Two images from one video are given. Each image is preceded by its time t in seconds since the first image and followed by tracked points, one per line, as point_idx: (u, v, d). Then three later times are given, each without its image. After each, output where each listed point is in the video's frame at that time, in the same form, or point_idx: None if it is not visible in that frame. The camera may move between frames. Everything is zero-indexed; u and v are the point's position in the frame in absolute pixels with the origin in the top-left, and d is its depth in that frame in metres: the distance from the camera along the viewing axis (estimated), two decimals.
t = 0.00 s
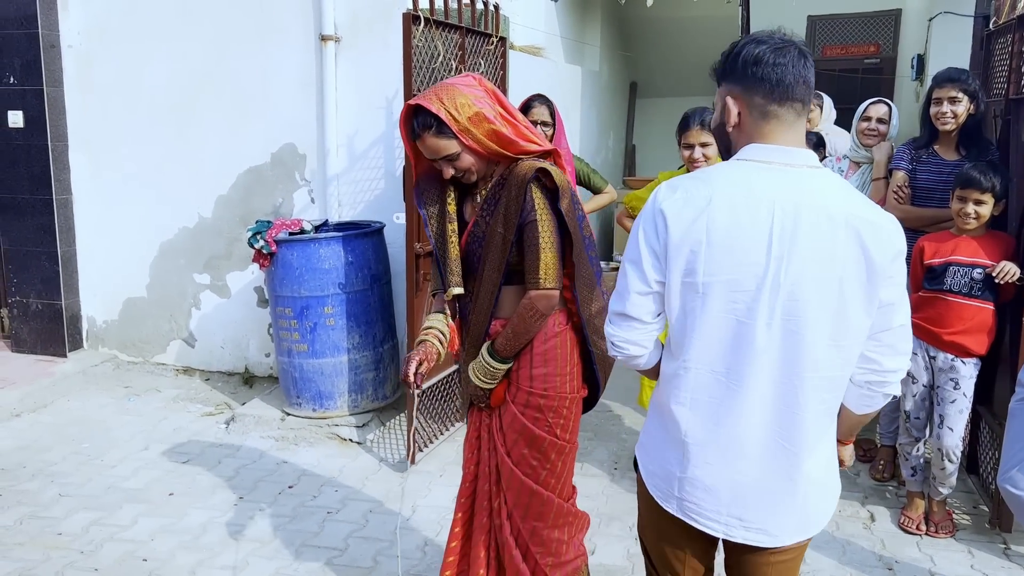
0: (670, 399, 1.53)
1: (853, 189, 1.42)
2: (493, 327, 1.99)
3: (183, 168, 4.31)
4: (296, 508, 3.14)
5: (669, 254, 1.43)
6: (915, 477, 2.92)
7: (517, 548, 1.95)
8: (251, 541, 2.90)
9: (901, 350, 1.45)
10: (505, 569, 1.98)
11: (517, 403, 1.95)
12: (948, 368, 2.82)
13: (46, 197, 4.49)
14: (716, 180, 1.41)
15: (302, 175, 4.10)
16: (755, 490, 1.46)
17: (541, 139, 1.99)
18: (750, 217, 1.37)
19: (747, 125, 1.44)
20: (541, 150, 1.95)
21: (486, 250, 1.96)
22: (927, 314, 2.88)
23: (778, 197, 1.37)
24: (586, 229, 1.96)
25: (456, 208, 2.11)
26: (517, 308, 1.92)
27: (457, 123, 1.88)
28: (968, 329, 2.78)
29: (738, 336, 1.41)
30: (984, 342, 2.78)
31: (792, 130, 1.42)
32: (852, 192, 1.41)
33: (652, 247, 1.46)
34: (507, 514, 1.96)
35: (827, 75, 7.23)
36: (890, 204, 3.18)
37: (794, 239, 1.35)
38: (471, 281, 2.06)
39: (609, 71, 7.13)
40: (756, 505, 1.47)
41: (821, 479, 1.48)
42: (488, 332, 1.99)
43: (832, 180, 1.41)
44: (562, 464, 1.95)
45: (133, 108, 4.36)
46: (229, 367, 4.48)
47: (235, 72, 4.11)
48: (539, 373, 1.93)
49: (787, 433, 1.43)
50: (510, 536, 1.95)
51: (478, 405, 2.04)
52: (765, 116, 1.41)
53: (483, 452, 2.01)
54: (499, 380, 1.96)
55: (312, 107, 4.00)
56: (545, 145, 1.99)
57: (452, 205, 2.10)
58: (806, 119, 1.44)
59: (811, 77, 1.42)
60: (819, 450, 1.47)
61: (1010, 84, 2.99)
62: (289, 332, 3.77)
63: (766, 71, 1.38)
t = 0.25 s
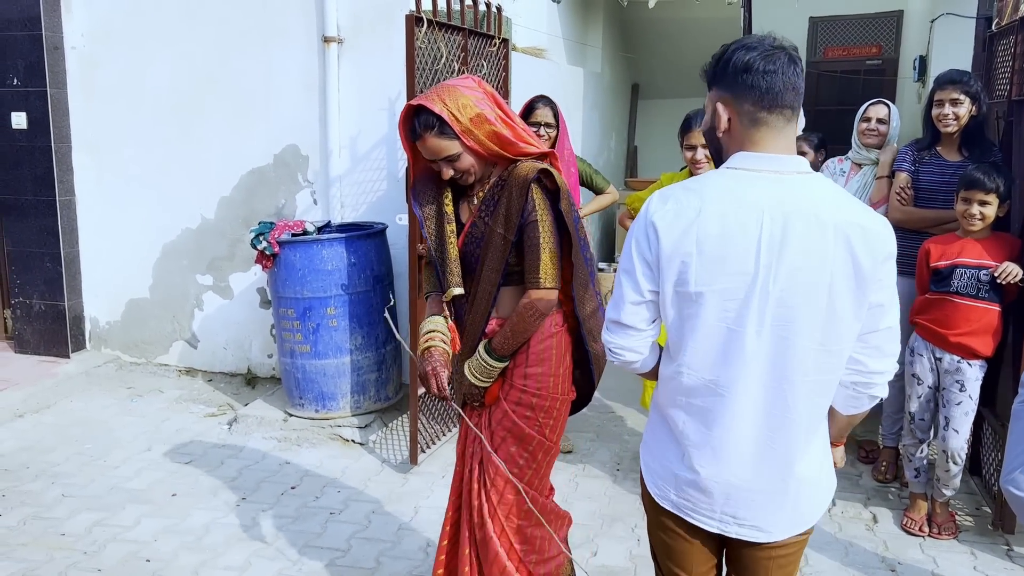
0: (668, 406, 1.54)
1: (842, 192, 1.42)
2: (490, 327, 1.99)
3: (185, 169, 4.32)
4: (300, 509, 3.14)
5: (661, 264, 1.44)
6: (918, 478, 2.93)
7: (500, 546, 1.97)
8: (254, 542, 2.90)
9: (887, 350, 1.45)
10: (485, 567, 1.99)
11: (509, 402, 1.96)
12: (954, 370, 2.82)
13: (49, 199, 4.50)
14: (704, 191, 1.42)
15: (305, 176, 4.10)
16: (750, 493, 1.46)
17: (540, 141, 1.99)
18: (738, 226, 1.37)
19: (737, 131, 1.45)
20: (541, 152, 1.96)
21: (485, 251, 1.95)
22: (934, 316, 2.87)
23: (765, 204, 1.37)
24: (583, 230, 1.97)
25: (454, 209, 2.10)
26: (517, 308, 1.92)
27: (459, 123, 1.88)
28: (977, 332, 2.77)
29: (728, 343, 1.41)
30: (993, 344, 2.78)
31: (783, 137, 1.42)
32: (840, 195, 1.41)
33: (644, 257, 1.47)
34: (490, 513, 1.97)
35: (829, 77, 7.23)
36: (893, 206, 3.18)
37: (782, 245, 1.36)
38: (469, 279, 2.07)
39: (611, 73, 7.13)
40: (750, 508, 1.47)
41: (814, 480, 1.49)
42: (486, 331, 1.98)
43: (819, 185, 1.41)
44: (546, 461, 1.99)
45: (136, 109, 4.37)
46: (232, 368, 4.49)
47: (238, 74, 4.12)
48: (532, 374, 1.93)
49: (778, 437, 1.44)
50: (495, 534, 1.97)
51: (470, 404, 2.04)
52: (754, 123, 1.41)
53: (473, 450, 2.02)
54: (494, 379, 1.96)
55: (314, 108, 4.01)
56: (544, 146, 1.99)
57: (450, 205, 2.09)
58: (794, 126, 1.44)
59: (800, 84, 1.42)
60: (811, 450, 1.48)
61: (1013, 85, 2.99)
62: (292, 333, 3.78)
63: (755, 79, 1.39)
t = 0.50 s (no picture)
0: (658, 407, 1.56)
1: (821, 190, 1.43)
2: (484, 328, 1.98)
3: (187, 171, 4.33)
4: (301, 511, 3.15)
5: (647, 269, 1.46)
6: (922, 480, 2.92)
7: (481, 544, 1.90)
8: (255, 544, 2.90)
9: (872, 346, 1.46)
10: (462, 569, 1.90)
11: (506, 401, 1.95)
12: (962, 373, 2.81)
13: (52, 200, 4.51)
14: (687, 196, 1.43)
15: (307, 178, 4.11)
16: (738, 491, 1.47)
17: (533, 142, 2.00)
18: (719, 228, 1.39)
19: (722, 137, 1.45)
20: (535, 153, 1.98)
21: (481, 252, 1.94)
22: (942, 319, 2.86)
23: (746, 206, 1.39)
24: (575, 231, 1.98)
25: (445, 212, 2.04)
26: (514, 308, 1.93)
27: (458, 121, 1.86)
28: (985, 335, 2.77)
29: (711, 344, 1.43)
30: (999, 346, 2.77)
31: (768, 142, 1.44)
32: (820, 193, 1.42)
33: (630, 263, 1.49)
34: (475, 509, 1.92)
35: (831, 79, 7.22)
36: (895, 207, 3.18)
37: (762, 246, 1.37)
38: (463, 283, 2.01)
39: (613, 74, 7.13)
40: (738, 506, 1.48)
41: (802, 475, 1.50)
42: (481, 332, 1.98)
43: (800, 185, 1.42)
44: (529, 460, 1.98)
45: (138, 111, 4.38)
46: (233, 370, 4.49)
47: (239, 76, 4.13)
48: (530, 372, 1.94)
49: (764, 434, 1.45)
50: (479, 542, 1.90)
51: (465, 404, 2.02)
52: (740, 130, 1.42)
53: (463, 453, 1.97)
54: (491, 377, 1.96)
55: (316, 110, 4.02)
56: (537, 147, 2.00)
57: (441, 208, 2.03)
58: (777, 132, 1.46)
59: (782, 89, 1.43)
60: (797, 447, 1.49)
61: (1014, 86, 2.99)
62: (293, 335, 3.78)
63: (741, 88, 1.39)
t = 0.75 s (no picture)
0: (650, 409, 1.56)
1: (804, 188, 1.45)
2: (476, 335, 1.98)
3: (188, 173, 4.33)
4: (302, 512, 3.15)
5: (639, 272, 1.46)
6: (923, 481, 2.92)
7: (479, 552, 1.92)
8: (256, 545, 2.90)
9: (861, 339, 1.49)
10: None
11: (504, 411, 1.94)
12: (963, 374, 2.81)
13: (53, 202, 4.51)
14: (676, 199, 1.44)
15: (308, 179, 4.11)
16: (734, 490, 1.48)
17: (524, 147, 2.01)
18: (710, 230, 1.40)
19: (710, 142, 1.46)
20: (526, 158, 1.98)
21: (473, 258, 1.94)
22: (943, 320, 2.86)
23: (734, 208, 1.40)
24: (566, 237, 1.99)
25: (432, 218, 2.05)
26: (508, 315, 1.93)
27: (453, 124, 1.86)
28: (986, 336, 2.77)
29: (704, 345, 1.43)
30: (1000, 347, 2.77)
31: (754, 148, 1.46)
32: (804, 192, 1.44)
33: (622, 267, 1.48)
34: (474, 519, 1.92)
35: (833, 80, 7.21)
36: (895, 208, 3.18)
37: (751, 246, 1.38)
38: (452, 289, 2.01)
39: (614, 76, 7.13)
40: (734, 504, 1.48)
41: (794, 471, 1.51)
42: (471, 339, 1.97)
43: (784, 184, 1.44)
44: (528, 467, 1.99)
45: (139, 113, 4.38)
46: (235, 371, 4.49)
47: (240, 77, 4.13)
48: (526, 381, 1.93)
49: (757, 432, 1.46)
50: (483, 554, 1.92)
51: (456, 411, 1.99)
52: (730, 135, 1.44)
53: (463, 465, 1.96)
54: (486, 387, 1.93)
55: (317, 111, 4.02)
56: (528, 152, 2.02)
57: (428, 213, 2.04)
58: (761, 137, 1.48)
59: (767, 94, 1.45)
60: (789, 444, 1.50)
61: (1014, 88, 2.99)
62: (294, 336, 3.79)
63: (732, 96, 1.40)
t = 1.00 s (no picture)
0: (654, 410, 1.56)
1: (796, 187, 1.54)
2: (459, 346, 1.94)
3: (190, 174, 4.34)
4: (304, 512, 3.15)
5: (651, 271, 1.46)
6: (925, 481, 2.93)
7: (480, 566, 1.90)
8: (258, 545, 2.91)
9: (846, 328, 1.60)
10: None
11: (492, 426, 1.92)
12: (961, 374, 2.81)
13: (56, 203, 4.52)
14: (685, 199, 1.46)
15: (311, 180, 4.11)
16: (744, 478, 1.53)
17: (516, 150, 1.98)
18: (722, 228, 1.43)
19: (706, 141, 1.49)
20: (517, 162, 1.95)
21: (457, 267, 1.90)
22: (944, 320, 2.86)
23: (741, 206, 1.44)
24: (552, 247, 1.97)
25: (420, 222, 2.01)
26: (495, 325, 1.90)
27: (446, 125, 1.84)
28: (988, 336, 2.77)
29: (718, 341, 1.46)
30: (1001, 347, 2.78)
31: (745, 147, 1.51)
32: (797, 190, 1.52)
33: (632, 268, 1.48)
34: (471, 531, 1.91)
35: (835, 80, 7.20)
36: (897, 208, 3.18)
37: (761, 242, 1.43)
38: (437, 298, 1.97)
39: (616, 76, 7.13)
40: (743, 491, 1.54)
41: (791, 455, 1.60)
42: (454, 350, 1.94)
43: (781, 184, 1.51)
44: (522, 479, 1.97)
45: (142, 113, 4.39)
46: (237, 372, 4.50)
47: (242, 78, 4.14)
48: (513, 392, 1.93)
49: (765, 421, 1.52)
50: (480, 569, 1.90)
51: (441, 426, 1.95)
52: (726, 134, 1.48)
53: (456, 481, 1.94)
54: (471, 401, 1.90)
55: (319, 112, 4.03)
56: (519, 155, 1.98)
57: (416, 218, 2.00)
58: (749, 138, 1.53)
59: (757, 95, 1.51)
60: (787, 433, 1.58)
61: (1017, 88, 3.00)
62: (297, 336, 3.80)
63: (729, 94, 1.44)
